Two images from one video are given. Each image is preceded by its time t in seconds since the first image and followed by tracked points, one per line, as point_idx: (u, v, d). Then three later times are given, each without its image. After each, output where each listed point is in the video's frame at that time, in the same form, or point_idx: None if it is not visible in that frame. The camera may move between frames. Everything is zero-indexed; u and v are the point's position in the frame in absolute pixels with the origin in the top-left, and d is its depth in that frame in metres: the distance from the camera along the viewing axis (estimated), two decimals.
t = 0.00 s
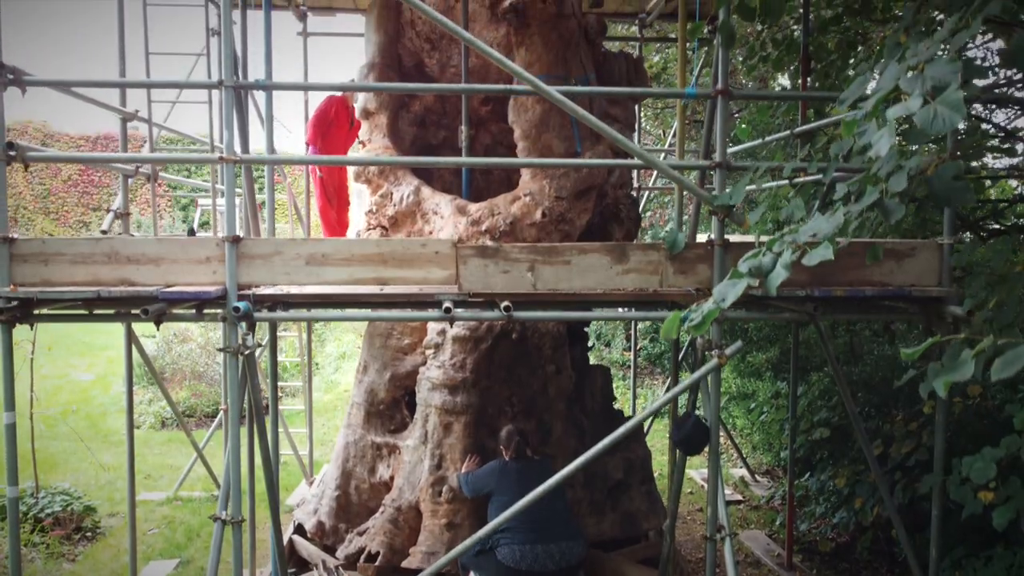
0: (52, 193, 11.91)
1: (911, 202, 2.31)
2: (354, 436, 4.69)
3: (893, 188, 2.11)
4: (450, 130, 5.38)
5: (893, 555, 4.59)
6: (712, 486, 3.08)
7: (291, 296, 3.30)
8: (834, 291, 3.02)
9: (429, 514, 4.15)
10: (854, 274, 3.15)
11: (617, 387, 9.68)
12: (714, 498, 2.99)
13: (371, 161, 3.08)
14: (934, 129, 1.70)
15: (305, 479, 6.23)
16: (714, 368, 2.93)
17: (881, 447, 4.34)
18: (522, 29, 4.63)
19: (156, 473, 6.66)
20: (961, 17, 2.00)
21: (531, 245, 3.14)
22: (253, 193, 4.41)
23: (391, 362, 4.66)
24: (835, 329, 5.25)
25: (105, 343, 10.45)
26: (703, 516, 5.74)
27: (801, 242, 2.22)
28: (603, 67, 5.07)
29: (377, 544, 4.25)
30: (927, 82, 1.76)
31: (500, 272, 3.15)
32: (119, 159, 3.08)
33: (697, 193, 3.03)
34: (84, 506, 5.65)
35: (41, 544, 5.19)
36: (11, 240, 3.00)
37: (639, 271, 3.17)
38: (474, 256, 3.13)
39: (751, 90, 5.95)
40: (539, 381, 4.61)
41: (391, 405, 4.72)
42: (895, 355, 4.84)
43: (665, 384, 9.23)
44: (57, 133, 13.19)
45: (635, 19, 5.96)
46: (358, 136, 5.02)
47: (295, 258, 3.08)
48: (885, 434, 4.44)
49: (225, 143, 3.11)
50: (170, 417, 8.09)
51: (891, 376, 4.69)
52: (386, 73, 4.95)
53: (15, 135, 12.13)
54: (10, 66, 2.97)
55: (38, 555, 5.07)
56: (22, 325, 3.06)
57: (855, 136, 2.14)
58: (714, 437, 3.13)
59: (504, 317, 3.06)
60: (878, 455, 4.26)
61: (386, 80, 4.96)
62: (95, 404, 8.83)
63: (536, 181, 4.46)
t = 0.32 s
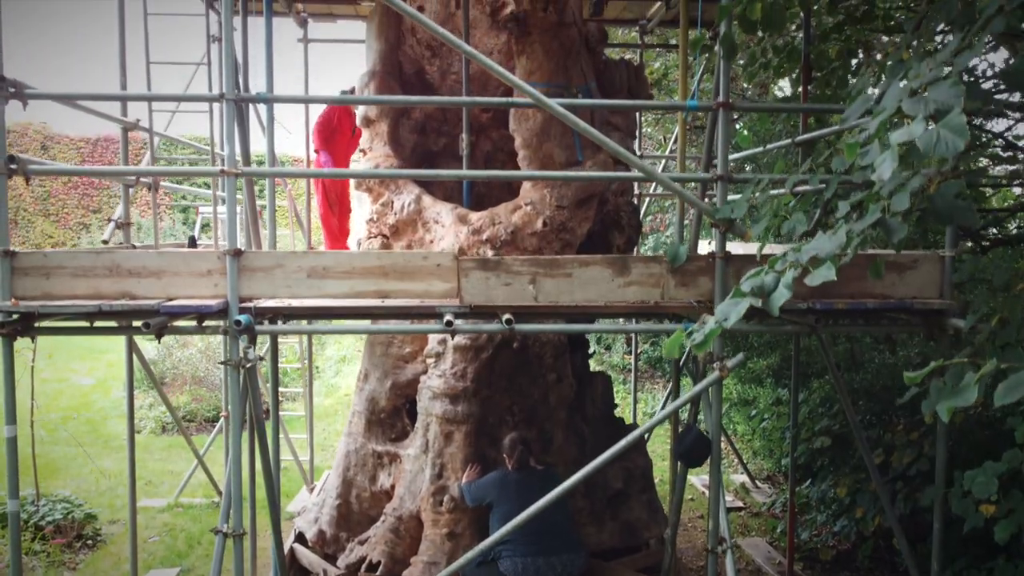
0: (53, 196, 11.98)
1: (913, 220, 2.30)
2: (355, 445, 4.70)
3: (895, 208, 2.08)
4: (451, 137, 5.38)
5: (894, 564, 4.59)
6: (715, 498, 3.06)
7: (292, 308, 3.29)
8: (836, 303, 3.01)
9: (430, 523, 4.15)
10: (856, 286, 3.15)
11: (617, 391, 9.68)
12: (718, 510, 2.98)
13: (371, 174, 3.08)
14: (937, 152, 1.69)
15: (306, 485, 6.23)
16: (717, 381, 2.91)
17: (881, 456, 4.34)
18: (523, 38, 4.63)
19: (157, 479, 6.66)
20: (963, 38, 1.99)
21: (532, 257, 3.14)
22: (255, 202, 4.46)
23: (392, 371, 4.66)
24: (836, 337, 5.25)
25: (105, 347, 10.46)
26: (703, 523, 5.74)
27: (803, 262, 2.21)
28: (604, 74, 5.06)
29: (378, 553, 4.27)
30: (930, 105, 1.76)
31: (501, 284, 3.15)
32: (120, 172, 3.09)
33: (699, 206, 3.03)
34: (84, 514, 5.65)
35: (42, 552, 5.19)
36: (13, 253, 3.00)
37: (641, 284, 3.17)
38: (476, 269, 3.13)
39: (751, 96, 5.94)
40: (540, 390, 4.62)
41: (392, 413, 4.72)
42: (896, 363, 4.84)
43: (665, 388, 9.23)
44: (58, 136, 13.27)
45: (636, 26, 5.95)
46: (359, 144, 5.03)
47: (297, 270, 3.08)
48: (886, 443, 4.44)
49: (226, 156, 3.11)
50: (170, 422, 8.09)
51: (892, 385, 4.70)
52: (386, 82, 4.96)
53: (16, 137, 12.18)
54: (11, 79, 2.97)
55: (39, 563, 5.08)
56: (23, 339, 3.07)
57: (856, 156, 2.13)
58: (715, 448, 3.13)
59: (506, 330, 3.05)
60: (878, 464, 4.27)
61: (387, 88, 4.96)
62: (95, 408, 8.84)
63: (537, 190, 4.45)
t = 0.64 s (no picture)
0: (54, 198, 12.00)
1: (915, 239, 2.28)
2: (355, 453, 4.70)
3: (899, 228, 2.06)
4: (451, 144, 5.38)
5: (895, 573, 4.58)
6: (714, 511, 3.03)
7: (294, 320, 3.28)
8: (837, 316, 3.01)
9: (431, 533, 4.12)
10: (857, 298, 3.15)
11: (618, 396, 9.68)
12: (718, 524, 2.97)
13: (373, 187, 3.08)
14: (941, 176, 1.69)
15: (306, 492, 6.23)
16: (718, 395, 2.88)
17: (882, 466, 4.33)
18: (523, 46, 4.61)
19: (157, 486, 6.65)
20: (965, 58, 1.98)
21: (533, 270, 3.14)
22: (256, 211, 4.48)
23: (392, 380, 4.66)
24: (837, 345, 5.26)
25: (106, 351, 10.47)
26: (704, 530, 5.74)
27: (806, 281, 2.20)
28: (605, 82, 5.06)
29: (379, 563, 4.25)
30: (934, 128, 1.76)
31: (502, 297, 3.14)
32: (121, 186, 3.09)
33: (699, 219, 3.02)
34: (85, 522, 5.64)
35: (43, 561, 5.19)
36: (13, 267, 2.99)
37: (642, 296, 3.17)
38: (477, 282, 3.13)
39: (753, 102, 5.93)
40: (540, 399, 4.66)
41: (393, 422, 4.71)
42: (897, 371, 4.83)
43: (666, 393, 9.22)
44: (58, 138, 13.30)
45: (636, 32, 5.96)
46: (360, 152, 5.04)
47: (298, 283, 3.07)
48: (887, 452, 4.44)
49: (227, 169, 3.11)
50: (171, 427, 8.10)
51: (894, 393, 4.69)
52: (387, 90, 4.96)
53: (16, 138, 12.21)
54: (12, 93, 2.96)
55: (40, 572, 5.07)
56: (24, 352, 3.06)
57: (859, 176, 2.11)
58: (717, 462, 3.11)
59: (508, 343, 3.03)
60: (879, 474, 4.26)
61: (387, 96, 4.95)
62: (96, 413, 8.84)
63: (538, 200, 4.45)
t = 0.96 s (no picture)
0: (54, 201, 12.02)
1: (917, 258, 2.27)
2: (356, 462, 4.70)
3: (900, 249, 2.05)
4: (452, 152, 5.38)
5: None
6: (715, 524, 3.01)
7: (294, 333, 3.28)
8: (838, 328, 3.00)
9: (432, 543, 4.12)
10: (858, 311, 3.14)
11: (618, 401, 9.69)
12: (718, 537, 2.96)
13: (374, 201, 3.07)
14: (943, 202, 1.69)
15: (307, 499, 6.23)
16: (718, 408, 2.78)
17: (883, 476, 4.32)
18: (524, 56, 4.60)
19: (157, 492, 6.66)
20: (966, 79, 1.99)
21: (534, 284, 3.14)
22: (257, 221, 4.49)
23: (393, 389, 4.67)
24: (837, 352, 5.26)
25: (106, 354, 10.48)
26: (704, 538, 5.74)
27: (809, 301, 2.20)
28: (606, 90, 5.06)
29: (379, 573, 4.24)
30: (936, 153, 1.76)
31: (503, 310, 3.14)
32: (122, 199, 3.08)
33: (700, 233, 3.02)
34: (85, 530, 5.64)
35: (43, 569, 5.20)
36: (14, 281, 2.99)
37: (643, 309, 3.17)
38: (479, 295, 3.13)
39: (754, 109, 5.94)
40: (541, 409, 4.66)
41: (393, 431, 4.71)
42: (898, 380, 4.82)
43: (666, 398, 9.22)
44: (58, 140, 13.31)
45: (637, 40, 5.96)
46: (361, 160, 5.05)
47: (299, 297, 3.07)
48: (888, 461, 4.44)
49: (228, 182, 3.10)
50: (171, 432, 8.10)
51: (895, 402, 4.69)
52: (387, 98, 4.92)
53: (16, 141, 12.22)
54: (13, 107, 2.96)
55: None
56: (25, 365, 3.06)
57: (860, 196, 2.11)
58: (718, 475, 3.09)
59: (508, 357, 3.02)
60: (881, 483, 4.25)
61: (388, 104, 4.91)
62: (96, 417, 8.84)
63: (538, 209, 4.45)
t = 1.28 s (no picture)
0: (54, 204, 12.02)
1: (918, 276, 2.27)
2: (357, 470, 4.70)
3: (902, 269, 2.04)
4: (453, 159, 5.39)
5: None
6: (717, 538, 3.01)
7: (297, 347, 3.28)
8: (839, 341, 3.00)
9: (433, 553, 4.12)
10: (858, 324, 3.14)
11: (618, 405, 9.70)
12: (719, 549, 2.96)
13: (375, 214, 3.06)
14: (944, 226, 1.69)
15: (308, 505, 6.24)
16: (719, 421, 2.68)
17: (884, 484, 4.33)
18: (525, 65, 4.60)
19: (158, 498, 6.66)
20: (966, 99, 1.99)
21: (535, 296, 3.14)
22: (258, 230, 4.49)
23: (394, 397, 4.68)
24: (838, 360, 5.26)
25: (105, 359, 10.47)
26: (705, 545, 5.75)
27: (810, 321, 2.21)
28: (607, 97, 5.06)
29: None
30: (938, 176, 1.77)
31: (505, 323, 3.14)
32: (123, 212, 3.08)
33: (701, 246, 3.02)
34: (86, 538, 5.64)
35: None
36: (15, 294, 2.99)
37: (644, 322, 3.18)
38: (480, 308, 3.12)
39: (754, 115, 5.95)
40: (543, 418, 4.66)
41: (394, 439, 4.72)
42: (898, 388, 4.83)
43: (666, 402, 9.23)
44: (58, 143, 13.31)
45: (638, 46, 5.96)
46: (362, 168, 5.05)
47: (300, 310, 3.07)
48: (888, 470, 4.44)
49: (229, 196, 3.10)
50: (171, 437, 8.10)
51: (896, 411, 4.69)
52: (388, 107, 4.92)
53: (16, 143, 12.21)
54: (14, 121, 2.96)
55: None
56: (27, 378, 3.06)
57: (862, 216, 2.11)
58: (719, 486, 3.09)
59: (509, 370, 3.02)
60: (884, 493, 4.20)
61: (389, 113, 4.91)
62: (97, 422, 8.85)
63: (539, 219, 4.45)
